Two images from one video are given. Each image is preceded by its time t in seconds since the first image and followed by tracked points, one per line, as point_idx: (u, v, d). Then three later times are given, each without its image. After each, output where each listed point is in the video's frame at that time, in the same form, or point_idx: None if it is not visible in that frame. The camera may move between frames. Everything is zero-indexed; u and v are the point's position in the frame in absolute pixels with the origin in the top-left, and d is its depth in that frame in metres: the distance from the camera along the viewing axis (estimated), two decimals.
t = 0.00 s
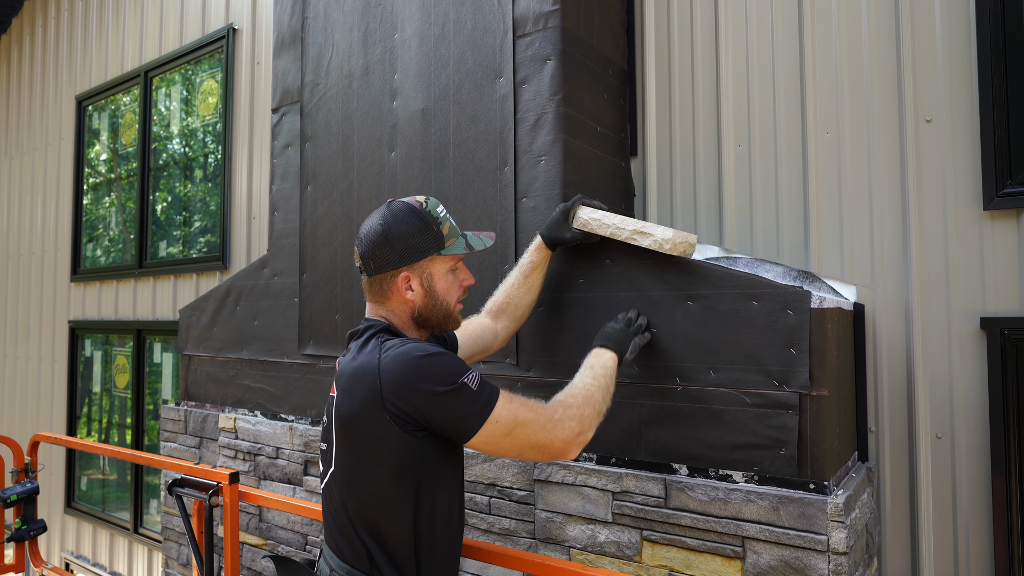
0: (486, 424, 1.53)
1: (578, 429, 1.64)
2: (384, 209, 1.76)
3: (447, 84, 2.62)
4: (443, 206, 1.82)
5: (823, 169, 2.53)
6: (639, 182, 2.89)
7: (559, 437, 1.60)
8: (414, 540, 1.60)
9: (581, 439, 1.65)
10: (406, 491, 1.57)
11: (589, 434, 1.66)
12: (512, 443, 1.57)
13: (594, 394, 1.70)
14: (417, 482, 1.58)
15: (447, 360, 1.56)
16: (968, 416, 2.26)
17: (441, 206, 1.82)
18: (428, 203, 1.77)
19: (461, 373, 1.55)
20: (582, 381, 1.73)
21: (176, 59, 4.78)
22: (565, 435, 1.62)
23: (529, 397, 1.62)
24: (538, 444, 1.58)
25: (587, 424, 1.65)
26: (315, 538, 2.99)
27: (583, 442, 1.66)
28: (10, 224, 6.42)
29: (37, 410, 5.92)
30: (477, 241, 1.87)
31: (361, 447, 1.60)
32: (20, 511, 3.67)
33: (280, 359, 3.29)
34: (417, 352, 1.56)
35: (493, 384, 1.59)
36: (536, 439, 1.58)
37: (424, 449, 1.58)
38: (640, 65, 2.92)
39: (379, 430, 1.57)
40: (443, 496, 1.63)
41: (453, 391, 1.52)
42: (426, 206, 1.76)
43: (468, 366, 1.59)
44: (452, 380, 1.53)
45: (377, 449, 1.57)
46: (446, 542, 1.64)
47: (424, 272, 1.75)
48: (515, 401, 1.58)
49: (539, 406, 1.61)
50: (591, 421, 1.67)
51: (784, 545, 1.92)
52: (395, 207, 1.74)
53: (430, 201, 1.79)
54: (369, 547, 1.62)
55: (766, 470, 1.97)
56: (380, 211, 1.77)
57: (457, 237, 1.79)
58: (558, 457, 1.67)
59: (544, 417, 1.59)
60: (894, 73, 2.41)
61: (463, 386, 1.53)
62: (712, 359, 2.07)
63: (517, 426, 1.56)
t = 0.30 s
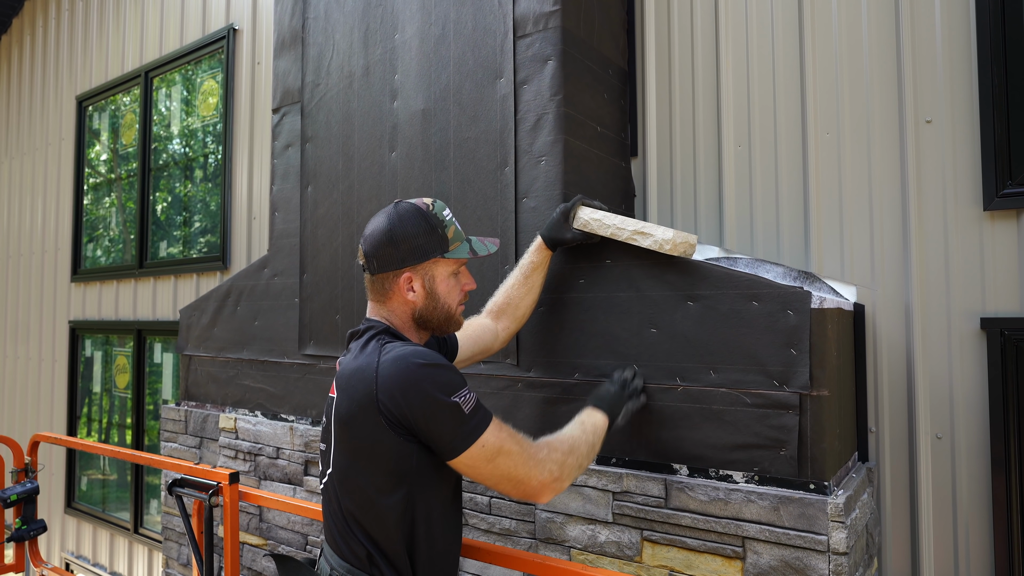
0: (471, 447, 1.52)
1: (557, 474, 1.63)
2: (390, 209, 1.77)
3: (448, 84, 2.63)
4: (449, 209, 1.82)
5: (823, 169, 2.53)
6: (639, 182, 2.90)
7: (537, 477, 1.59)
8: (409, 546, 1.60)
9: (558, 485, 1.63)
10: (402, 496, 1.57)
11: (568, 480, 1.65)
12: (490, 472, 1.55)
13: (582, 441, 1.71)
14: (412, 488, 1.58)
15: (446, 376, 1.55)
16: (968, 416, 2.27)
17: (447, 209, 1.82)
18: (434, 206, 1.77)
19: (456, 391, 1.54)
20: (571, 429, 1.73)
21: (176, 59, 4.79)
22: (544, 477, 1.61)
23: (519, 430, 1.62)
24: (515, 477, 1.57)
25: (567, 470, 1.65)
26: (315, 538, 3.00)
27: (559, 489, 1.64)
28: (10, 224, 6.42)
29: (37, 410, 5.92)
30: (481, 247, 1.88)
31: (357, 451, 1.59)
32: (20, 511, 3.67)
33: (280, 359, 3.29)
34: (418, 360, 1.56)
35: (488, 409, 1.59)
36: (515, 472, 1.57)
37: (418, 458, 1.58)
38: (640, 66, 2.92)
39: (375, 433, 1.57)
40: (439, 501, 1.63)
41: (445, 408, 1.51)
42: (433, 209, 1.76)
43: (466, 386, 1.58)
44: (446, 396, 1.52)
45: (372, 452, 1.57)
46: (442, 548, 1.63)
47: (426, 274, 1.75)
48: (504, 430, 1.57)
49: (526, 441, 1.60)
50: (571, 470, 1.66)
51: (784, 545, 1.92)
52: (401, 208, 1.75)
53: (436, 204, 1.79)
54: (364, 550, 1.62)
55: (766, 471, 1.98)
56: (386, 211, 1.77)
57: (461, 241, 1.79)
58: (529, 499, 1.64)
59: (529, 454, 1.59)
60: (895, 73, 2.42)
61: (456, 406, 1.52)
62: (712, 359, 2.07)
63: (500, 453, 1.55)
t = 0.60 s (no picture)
0: (462, 458, 1.52)
1: (541, 498, 1.64)
2: (392, 208, 1.77)
3: (448, 85, 2.63)
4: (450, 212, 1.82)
5: (823, 169, 2.53)
6: (639, 182, 2.90)
7: (522, 497, 1.60)
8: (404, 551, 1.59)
9: (540, 508, 1.64)
10: (399, 498, 1.57)
11: (549, 507, 1.67)
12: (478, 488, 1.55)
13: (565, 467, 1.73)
14: (409, 491, 1.58)
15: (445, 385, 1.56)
16: (968, 417, 2.27)
17: (449, 211, 1.82)
18: (436, 207, 1.78)
19: (454, 401, 1.54)
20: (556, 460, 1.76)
21: (176, 59, 4.79)
22: (528, 498, 1.61)
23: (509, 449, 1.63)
24: (500, 494, 1.57)
25: (549, 493, 1.67)
26: (316, 538, 3.00)
27: (540, 513, 1.65)
28: (10, 224, 6.42)
29: (38, 410, 5.93)
30: (482, 251, 1.88)
31: (354, 453, 1.60)
32: (20, 511, 3.68)
33: (280, 359, 3.30)
34: (420, 366, 1.56)
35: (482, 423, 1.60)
36: (501, 488, 1.57)
37: (414, 462, 1.58)
38: (640, 66, 2.93)
39: (372, 435, 1.57)
40: (435, 506, 1.63)
41: (442, 417, 1.51)
42: (434, 210, 1.76)
43: (463, 396, 1.58)
44: (443, 406, 1.52)
45: (367, 455, 1.57)
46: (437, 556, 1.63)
47: (425, 275, 1.75)
48: (495, 447, 1.59)
49: (515, 460, 1.62)
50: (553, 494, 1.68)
51: (784, 545, 1.92)
52: (403, 209, 1.75)
53: (438, 206, 1.79)
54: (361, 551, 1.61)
55: (766, 470, 1.98)
56: (388, 211, 1.77)
57: (461, 243, 1.79)
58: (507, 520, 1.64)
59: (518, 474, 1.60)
60: (894, 74, 2.42)
61: (452, 416, 1.52)
62: (712, 359, 2.07)
63: (490, 467, 1.55)
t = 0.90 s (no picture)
0: (446, 465, 1.48)
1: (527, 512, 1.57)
2: (378, 209, 1.76)
3: (447, 84, 2.62)
4: (438, 208, 1.81)
5: (823, 169, 2.53)
6: (639, 182, 2.89)
7: (506, 514, 1.52)
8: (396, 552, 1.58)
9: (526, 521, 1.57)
10: (390, 500, 1.55)
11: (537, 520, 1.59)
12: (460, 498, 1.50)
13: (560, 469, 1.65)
14: (400, 492, 1.56)
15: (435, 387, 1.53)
16: (968, 417, 2.26)
17: (436, 207, 1.81)
18: (422, 203, 1.77)
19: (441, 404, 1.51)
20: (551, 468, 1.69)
21: (176, 59, 4.78)
22: (513, 514, 1.54)
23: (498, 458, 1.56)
24: (483, 508, 1.50)
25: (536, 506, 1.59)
26: (315, 538, 2.99)
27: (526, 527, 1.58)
28: (10, 223, 6.41)
29: (37, 410, 5.92)
30: (471, 243, 1.86)
31: (346, 451, 1.59)
32: (20, 511, 3.67)
33: (280, 359, 3.29)
34: (411, 365, 1.55)
35: (471, 427, 1.55)
36: (485, 502, 1.50)
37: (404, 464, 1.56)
38: (640, 66, 2.92)
39: (362, 435, 1.56)
40: (428, 508, 1.61)
41: (428, 420, 1.48)
42: (421, 207, 1.76)
43: (453, 399, 1.55)
44: (430, 408, 1.49)
45: (358, 454, 1.57)
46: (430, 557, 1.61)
47: (415, 272, 1.74)
48: (482, 456, 1.52)
49: (501, 471, 1.54)
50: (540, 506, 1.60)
51: (784, 545, 1.92)
52: (390, 207, 1.74)
53: (425, 202, 1.78)
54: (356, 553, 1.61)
55: (766, 470, 1.97)
56: (375, 211, 1.76)
57: (450, 238, 1.78)
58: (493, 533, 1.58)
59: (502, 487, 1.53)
60: (894, 74, 2.42)
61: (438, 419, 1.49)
62: (712, 359, 2.07)
63: (473, 479, 1.49)
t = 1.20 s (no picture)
0: (404, 475, 1.38)
1: (489, 538, 1.41)
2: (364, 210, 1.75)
3: (448, 85, 2.63)
4: (421, 205, 1.76)
5: (823, 170, 2.53)
6: (639, 182, 2.90)
7: (463, 534, 1.39)
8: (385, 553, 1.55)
9: (485, 550, 1.41)
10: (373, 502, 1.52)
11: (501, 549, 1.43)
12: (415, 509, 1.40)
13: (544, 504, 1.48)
14: (381, 495, 1.53)
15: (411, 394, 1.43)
16: (968, 417, 2.27)
17: (422, 205, 1.76)
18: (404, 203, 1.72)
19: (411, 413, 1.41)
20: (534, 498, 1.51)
21: (176, 59, 4.79)
22: (472, 537, 1.39)
23: (470, 474, 1.43)
24: (437, 522, 1.39)
25: (500, 535, 1.42)
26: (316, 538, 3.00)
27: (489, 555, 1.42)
28: (10, 224, 6.42)
29: (37, 410, 5.93)
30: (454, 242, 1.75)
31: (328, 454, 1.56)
32: (20, 511, 3.67)
33: (280, 360, 3.30)
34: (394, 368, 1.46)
35: (443, 441, 1.42)
36: (438, 515, 1.38)
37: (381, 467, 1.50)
38: (640, 66, 2.93)
39: (340, 438, 1.51)
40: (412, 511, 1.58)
41: (393, 427, 1.39)
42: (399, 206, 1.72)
43: (429, 410, 1.43)
44: (397, 415, 1.39)
45: (338, 456, 1.53)
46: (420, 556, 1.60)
47: (393, 271, 1.70)
48: (447, 470, 1.39)
49: (469, 488, 1.41)
50: (506, 536, 1.43)
51: (784, 545, 1.92)
52: (371, 209, 1.72)
53: (406, 200, 1.74)
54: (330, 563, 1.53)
55: (766, 471, 1.98)
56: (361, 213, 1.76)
57: (430, 236, 1.70)
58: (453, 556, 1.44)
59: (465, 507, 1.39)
60: (895, 74, 2.42)
61: (404, 429, 1.38)
62: (712, 359, 2.07)
63: (429, 491, 1.38)
